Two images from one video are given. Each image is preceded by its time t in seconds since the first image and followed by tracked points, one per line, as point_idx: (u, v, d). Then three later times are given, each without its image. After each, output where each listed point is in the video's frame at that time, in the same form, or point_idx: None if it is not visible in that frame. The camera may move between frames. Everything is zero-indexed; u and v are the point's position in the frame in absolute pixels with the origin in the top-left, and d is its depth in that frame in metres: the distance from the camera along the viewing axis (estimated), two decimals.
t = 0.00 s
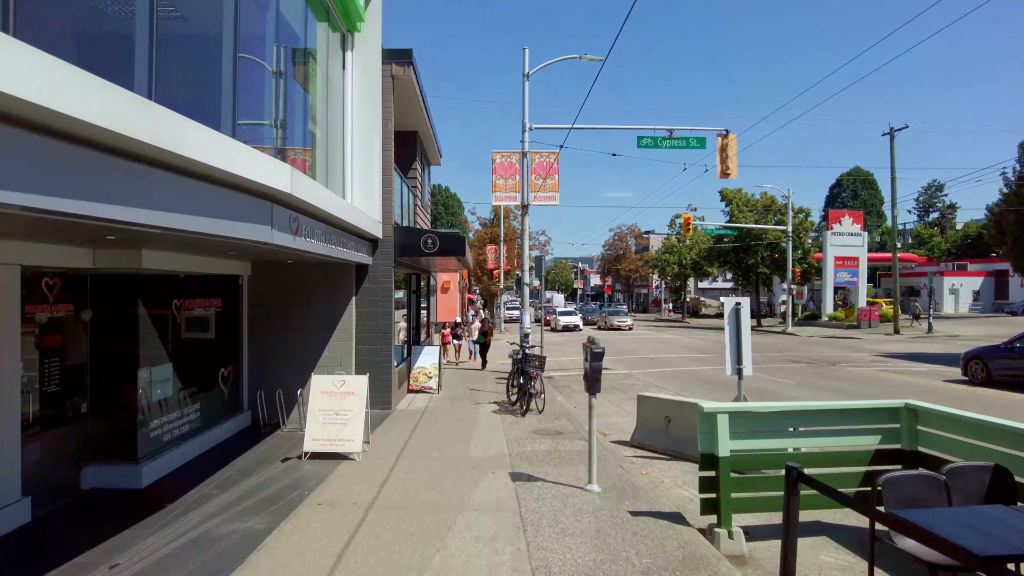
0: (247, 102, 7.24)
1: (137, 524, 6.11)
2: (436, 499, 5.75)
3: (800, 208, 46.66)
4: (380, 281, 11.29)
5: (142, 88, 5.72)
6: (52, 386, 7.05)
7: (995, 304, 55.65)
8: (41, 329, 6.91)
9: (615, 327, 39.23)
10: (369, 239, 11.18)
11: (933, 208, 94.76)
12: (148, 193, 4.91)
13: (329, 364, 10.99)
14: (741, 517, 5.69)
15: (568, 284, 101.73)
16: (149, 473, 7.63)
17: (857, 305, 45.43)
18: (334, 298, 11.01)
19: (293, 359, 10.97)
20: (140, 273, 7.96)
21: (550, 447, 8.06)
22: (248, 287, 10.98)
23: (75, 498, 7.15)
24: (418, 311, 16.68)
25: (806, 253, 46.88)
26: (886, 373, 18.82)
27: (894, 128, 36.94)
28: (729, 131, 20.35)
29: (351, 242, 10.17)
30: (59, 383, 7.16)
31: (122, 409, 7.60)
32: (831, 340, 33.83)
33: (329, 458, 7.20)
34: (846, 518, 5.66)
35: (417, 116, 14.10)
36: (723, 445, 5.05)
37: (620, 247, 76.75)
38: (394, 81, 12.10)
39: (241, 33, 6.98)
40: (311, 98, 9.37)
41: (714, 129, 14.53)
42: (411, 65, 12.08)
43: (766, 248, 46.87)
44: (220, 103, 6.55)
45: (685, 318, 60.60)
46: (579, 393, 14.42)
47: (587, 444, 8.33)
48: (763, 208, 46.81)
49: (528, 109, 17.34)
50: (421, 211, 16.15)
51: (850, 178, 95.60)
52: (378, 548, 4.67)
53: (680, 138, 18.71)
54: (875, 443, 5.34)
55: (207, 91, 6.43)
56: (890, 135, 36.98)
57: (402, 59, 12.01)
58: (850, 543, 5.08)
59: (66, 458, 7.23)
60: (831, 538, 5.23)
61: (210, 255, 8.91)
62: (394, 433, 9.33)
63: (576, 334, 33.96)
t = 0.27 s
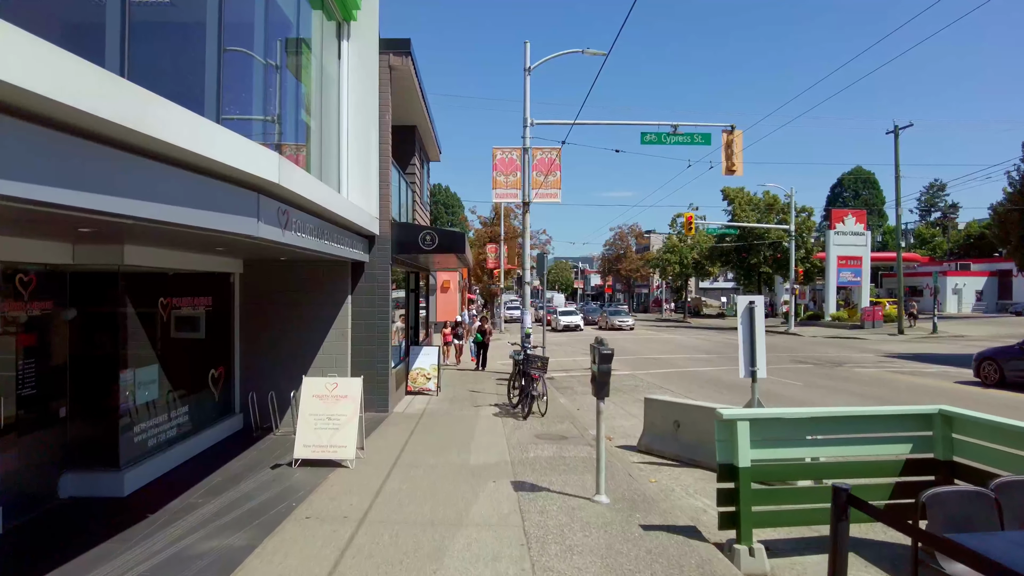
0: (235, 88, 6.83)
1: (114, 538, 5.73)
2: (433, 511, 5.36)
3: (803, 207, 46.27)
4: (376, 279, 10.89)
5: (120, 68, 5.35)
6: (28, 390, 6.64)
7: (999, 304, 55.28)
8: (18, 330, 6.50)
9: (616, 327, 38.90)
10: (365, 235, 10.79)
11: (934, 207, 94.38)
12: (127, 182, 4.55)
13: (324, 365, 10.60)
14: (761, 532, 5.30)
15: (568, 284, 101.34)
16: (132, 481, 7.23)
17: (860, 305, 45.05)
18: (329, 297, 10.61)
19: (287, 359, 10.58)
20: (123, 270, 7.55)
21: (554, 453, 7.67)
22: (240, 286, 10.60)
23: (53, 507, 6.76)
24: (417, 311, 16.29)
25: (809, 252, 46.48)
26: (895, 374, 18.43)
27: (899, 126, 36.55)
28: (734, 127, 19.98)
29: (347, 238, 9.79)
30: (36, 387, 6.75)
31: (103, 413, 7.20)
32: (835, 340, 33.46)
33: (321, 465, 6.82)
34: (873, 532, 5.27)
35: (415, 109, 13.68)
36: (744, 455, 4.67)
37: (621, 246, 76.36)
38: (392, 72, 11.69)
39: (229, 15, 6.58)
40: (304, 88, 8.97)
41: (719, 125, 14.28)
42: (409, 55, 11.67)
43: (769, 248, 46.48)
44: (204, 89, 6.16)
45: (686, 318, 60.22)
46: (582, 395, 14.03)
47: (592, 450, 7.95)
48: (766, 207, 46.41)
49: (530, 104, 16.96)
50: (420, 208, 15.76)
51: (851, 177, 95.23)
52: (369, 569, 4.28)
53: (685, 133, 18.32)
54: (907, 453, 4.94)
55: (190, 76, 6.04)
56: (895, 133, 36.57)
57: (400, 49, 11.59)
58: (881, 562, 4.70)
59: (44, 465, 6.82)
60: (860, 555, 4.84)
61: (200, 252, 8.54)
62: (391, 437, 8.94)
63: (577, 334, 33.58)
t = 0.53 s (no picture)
0: (220, 76, 6.47)
1: (87, 554, 5.37)
2: (428, 528, 4.99)
3: (805, 207, 45.92)
4: (372, 279, 10.51)
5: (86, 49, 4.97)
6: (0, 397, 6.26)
7: (1002, 305, 54.90)
8: None
9: (617, 328, 38.53)
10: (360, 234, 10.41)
11: (936, 207, 94.06)
12: (93, 171, 4.19)
13: (317, 368, 10.23)
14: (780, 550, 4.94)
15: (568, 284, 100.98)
16: (110, 491, 6.86)
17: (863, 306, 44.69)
18: (323, 297, 10.25)
19: (279, 362, 10.21)
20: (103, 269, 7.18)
21: (557, 461, 7.30)
22: (231, 285, 10.24)
23: (26, 520, 6.40)
24: (415, 311, 15.90)
25: (811, 252, 46.14)
26: (904, 375, 18.05)
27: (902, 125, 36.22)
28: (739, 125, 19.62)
29: (341, 236, 9.39)
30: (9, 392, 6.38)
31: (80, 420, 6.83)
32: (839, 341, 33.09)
33: (311, 475, 6.45)
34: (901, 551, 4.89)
35: (412, 104, 13.30)
36: (764, 468, 4.31)
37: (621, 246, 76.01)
38: (387, 64, 11.30)
39: None
40: (295, 78, 8.59)
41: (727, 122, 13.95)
42: (406, 47, 11.29)
43: (771, 247, 46.13)
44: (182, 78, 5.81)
45: (688, 319, 59.87)
46: (585, 398, 13.66)
47: (597, 458, 7.58)
48: (768, 206, 46.06)
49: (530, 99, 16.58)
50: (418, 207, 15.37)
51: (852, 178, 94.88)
52: None
53: (689, 130, 17.97)
54: (940, 466, 4.57)
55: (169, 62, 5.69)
56: (899, 131, 36.24)
57: (396, 41, 11.20)
58: None
59: (17, 476, 6.46)
60: None
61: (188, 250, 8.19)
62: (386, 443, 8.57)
63: (578, 335, 33.21)
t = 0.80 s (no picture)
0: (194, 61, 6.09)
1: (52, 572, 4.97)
2: (421, 545, 4.61)
3: (807, 205, 45.54)
4: (366, 277, 10.09)
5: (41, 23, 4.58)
6: None
7: (1005, 304, 54.57)
8: None
9: (617, 328, 38.16)
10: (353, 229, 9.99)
11: (937, 207, 93.76)
12: (52, 151, 3.76)
13: (308, 369, 9.82)
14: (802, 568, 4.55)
15: (568, 284, 100.61)
16: (84, 501, 6.46)
17: (865, 305, 44.32)
18: (314, 295, 9.84)
19: (269, 363, 9.80)
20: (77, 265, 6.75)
21: (559, 467, 6.91)
22: (218, 283, 9.84)
23: None
24: (411, 310, 15.49)
25: (813, 251, 45.75)
26: (911, 375, 17.68)
27: (906, 122, 35.81)
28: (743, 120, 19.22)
29: (331, 231, 8.97)
30: None
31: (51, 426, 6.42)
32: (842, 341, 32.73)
33: (296, 484, 6.05)
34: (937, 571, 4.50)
35: (409, 96, 12.88)
36: (790, 480, 3.92)
37: (621, 245, 75.62)
38: (382, 54, 10.86)
39: None
40: (284, 65, 8.17)
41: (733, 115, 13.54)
42: (402, 36, 10.86)
43: (773, 246, 45.75)
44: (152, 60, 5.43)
45: (688, 318, 59.51)
46: (586, 400, 13.27)
47: (601, 464, 7.18)
48: (769, 205, 45.67)
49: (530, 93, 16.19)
50: (415, 203, 14.96)
51: (853, 177, 94.54)
52: None
53: (693, 125, 17.59)
54: (981, 477, 4.16)
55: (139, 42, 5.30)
56: (903, 128, 35.83)
57: (391, 29, 10.76)
58: None
59: None
60: None
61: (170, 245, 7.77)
62: (379, 448, 8.17)
63: (578, 334, 32.83)
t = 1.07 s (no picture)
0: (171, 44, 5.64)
1: None
2: (415, 569, 4.21)
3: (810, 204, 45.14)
4: (361, 275, 9.67)
5: None
6: None
7: (1008, 304, 54.19)
8: None
9: (618, 328, 37.77)
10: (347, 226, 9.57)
11: (938, 206, 93.42)
12: (30, 143, 3.51)
13: (301, 372, 9.42)
14: None
15: (569, 284, 100.25)
16: (57, 515, 6.05)
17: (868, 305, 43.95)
18: (307, 294, 9.44)
19: (260, 365, 9.40)
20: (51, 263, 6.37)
21: (563, 477, 6.52)
22: (207, 283, 9.44)
23: None
24: (409, 310, 15.10)
25: (816, 251, 45.36)
26: (920, 377, 17.29)
27: (910, 120, 35.45)
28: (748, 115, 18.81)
29: (324, 227, 8.53)
30: None
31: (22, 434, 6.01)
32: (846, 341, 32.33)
33: (283, 497, 5.66)
34: None
35: (406, 89, 12.47)
36: (823, 499, 3.53)
37: (622, 245, 75.23)
38: (378, 43, 10.42)
39: None
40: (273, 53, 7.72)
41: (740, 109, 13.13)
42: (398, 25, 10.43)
43: (775, 245, 45.36)
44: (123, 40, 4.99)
45: (689, 318, 59.13)
46: (589, 402, 12.88)
47: (608, 473, 6.78)
48: (772, 204, 45.25)
49: (531, 88, 15.78)
50: (413, 200, 14.55)
51: (854, 176, 94.18)
52: None
53: (697, 121, 17.19)
54: None
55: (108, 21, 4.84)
56: (907, 126, 35.40)
57: (387, 17, 10.31)
58: None
59: None
60: None
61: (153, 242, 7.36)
62: (374, 455, 7.77)
63: (579, 335, 32.44)
